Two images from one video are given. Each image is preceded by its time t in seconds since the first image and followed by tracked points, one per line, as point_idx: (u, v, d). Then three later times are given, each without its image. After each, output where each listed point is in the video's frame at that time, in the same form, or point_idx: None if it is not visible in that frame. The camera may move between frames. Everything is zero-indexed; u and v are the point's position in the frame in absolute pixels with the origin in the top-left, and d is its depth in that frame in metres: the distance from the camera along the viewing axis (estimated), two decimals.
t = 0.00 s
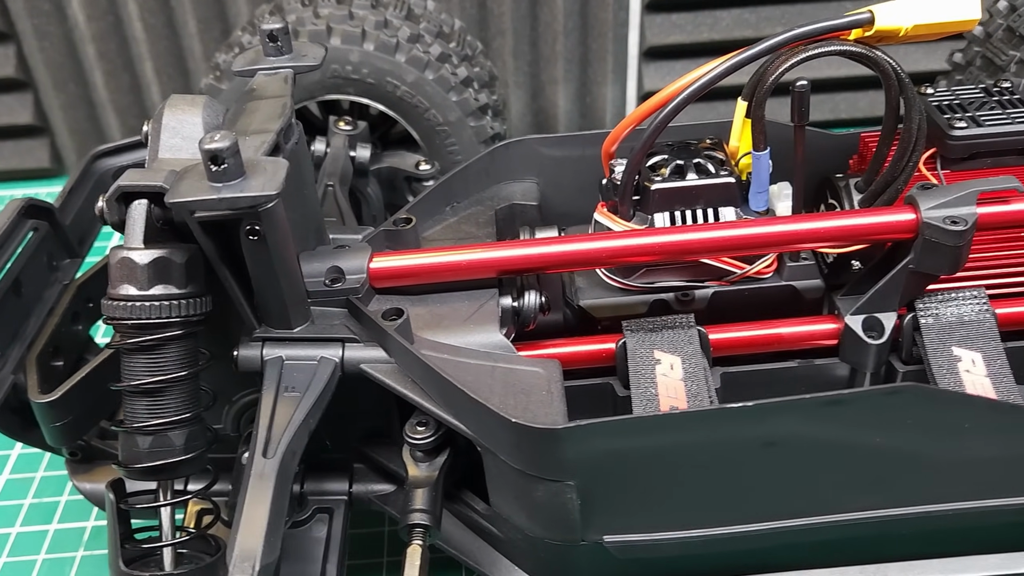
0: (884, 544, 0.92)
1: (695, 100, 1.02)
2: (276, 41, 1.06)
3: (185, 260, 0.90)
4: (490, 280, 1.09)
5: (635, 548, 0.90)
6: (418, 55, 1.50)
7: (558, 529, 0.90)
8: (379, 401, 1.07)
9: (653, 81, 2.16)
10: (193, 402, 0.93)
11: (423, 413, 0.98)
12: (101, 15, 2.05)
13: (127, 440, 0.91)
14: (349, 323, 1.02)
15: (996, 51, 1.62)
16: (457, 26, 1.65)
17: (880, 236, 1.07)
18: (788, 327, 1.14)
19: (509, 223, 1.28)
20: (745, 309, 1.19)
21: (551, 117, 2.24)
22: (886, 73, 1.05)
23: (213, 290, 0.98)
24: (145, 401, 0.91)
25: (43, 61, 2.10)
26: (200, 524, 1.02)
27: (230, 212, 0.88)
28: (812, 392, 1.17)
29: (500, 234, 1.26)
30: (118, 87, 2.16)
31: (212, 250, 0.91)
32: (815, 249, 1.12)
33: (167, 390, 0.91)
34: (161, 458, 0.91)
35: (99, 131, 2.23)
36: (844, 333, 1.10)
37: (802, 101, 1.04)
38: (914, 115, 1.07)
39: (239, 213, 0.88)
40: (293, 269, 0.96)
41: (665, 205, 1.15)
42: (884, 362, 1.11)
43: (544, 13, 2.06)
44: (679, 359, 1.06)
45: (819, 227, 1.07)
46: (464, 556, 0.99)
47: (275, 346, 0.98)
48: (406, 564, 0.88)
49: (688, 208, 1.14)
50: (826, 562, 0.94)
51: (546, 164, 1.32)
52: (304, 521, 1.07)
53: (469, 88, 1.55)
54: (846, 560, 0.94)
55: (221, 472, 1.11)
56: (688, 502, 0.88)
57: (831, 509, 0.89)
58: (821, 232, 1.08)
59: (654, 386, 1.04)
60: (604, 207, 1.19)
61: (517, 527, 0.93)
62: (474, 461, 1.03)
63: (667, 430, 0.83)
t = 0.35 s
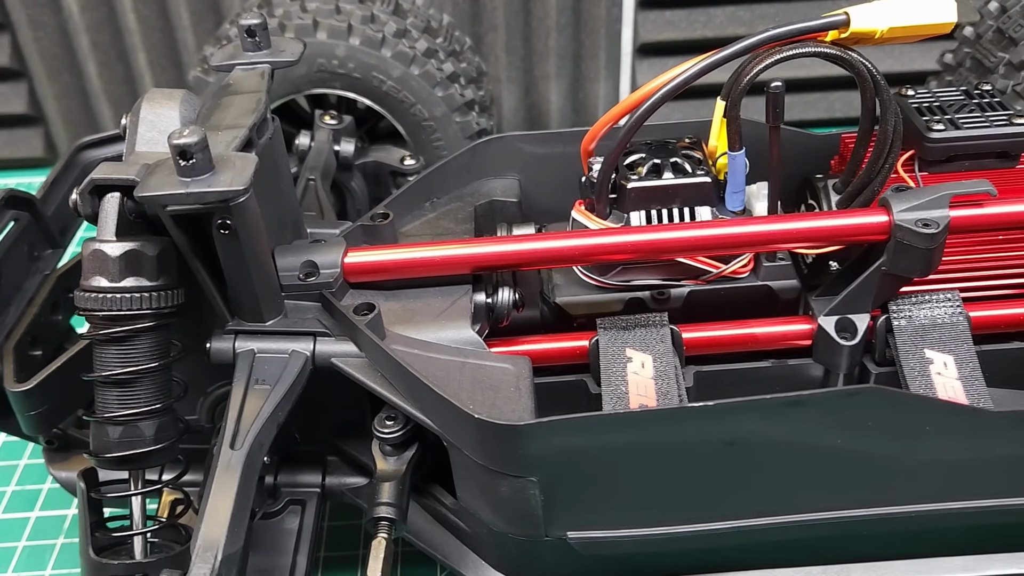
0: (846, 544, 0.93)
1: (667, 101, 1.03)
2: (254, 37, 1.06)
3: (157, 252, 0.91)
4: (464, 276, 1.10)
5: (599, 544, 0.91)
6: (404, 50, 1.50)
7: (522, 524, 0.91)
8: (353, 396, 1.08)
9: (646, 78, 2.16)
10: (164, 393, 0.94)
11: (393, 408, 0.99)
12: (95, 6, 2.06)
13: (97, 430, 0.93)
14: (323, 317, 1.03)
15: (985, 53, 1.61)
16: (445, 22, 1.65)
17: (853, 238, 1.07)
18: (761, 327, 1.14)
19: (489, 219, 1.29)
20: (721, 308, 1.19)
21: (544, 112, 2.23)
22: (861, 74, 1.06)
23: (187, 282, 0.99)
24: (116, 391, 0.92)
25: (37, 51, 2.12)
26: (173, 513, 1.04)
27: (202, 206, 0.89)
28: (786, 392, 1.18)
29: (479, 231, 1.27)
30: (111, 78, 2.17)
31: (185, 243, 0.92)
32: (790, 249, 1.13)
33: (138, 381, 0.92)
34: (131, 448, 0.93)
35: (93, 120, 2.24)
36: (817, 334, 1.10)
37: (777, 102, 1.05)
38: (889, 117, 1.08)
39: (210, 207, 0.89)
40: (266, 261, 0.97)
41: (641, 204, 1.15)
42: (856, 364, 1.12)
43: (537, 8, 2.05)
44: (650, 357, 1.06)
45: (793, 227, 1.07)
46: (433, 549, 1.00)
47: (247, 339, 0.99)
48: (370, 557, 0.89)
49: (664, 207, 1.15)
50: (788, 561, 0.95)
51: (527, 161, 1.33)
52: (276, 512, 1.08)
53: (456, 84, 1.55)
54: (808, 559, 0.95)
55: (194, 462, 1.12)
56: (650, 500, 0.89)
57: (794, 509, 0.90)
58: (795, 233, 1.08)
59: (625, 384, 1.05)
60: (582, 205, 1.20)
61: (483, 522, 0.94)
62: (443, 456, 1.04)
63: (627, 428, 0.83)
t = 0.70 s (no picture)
0: (813, 542, 0.94)
1: (640, 101, 1.04)
2: (232, 29, 1.06)
3: (129, 242, 0.91)
4: (440, 270, 1.10)
5: (565, 539, 0.92)
6: (390, 44, 1.50)
7: (489, 518, 0.91)
8: (328, 388, 1.09)
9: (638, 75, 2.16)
10: (136, 382, 0.95)
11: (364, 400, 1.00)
12: None
13: (68, 418, 0.93)
14: (297, 309, 1.04)
15: (974, 54, 1.60)
16: (434, 17, 1.65)
17: (830, 237, 1.07)
18: (738, 325, 1.14)
19: (469, 214, 1.28)
20: (699, 305, 1.20)
21: (535, 109, 2.23)
22: (839, 73, 1.06)
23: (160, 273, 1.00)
24: (87, 380, 0.93)
25: (30, 43, 2.13)
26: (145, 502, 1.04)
27: (174, 197, 0.90)
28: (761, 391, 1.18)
29: (459, 226, 1.27)
30: (104, 70, 2.18)
31: (158, 233, 0.93)
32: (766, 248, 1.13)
33: (110, 370, 0.93)
34: (101, 436, 0.93)
35: (86, 112, 2.25)
36: (792, 333, 1.10)
37: (754, 101, 1.05)
38: (867, 115, 1.08)
39: (182, 198, 0.90)
40: (242, 248, 0.99)
41: (619, 200, 1.15)
42: (832, 363, 1.12)
43: (529, 5, 2.05)
44: (623, 353, 1.07)
45: (768, 226, 1.07)
46: (403, 542, 1.00)
47: (220, 330, 1.00)
48: (337, 547, 0.90)
49: (641, 204, 1.15)
50: (755, 558, 0.95)
51: (509, 157, 1.33)
52: (250, 503, 1.09)
53: (441, 79, 1.55)
54: (776, 557, 0.96)
55: (168, 453, 1.12)
56: (616, 495, 0.89)
57: (760, 507, 0.91)
58: (770, 231, 1.08)
59: (598, 380, 1.05)
60: (561, 201, 1.20)
61: (451, 515, 0.95)
62: (416, 449, 1.05)
63: (591, 422, 0.84)
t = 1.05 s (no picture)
0: (779, 540, 0.93)
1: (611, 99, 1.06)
2: (207, 21, 1.06)
3: (96, 233, 0.91)
4: (413, 264, 1.10)
5: (529, 534, 0.92)
6: (373, 39, 1.50)
7: (454, 512, 0.91)
8: (300, 380, 1.09)
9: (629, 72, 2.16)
10: (103, 372, 0.95)
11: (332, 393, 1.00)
12: None
13: (35, 408, 0.93)
14: (269, 301, 1.04)
15: (963, 53, 1.59)
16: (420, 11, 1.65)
17: (804, 234, 1.07)
18: (712, 322, 1.14)
19: (448, 208, 1.28)
20: (675, 302, 1.19)
21: (526, 106, 2.22)
22: (814, 70, 1.05)
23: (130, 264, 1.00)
24: (55, 369, 0.93)
25: (22, 36, 2.13)
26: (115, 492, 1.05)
27: (142, 187, 0.90)
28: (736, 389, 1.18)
29: (437, 220, 1.27)
30: (96, 64, 2.19)
31: (126, 224, 0.93)
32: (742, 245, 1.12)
33: (77, 360, 0.93)
34: (67, 426, 0.93)
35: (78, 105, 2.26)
36: (766, 331, 1.10)
37: (728, 97, 1.05)
38: (843, 113, 1.07)
39: (150, 188, 0.90)
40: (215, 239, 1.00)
41: (594, 196, 1.15)
42: (806, 361, 1.11)
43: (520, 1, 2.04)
44: (595, 349, 1.07)
45: (742, 223, 1.07)
46: (371, 535, 1.00)
47: (190, 321, 1.00)
48: (300, 540, 0.90)
49: (617, 200, 1.15)
50: (721, 556, 0.95)
51: (489, 152, 1.33)
52: (222, 494, 1.09)
53: (426, 74, 1.55)
54: (742, 554, 0.95)
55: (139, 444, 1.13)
56: (580, 491, 0.89)
57: (725, 504, 0.90)
58: (743, 229, 1.08)
59: (569, 375, 1.05)
60: (537, 196, 1.20)
61: (416, 509, 0.95)
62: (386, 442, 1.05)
63: (553, 418, 0.83)
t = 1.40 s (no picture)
0: (740, 540, 0.93)
1: (581, 97, 1.05)
2: (177, 15, 1.06)
3: (60, 226, 0.91)
4: (383, 261, 1.10)
5: (489, 532, 0.92)
6: (355, 34, 1.48)
7: (414, 509, 0.91)
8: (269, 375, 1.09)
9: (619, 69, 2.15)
10: (67, 365, 0.95)
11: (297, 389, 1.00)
12: None
13: None
14: (237, 297, 1.04)
15: (948, 52, 1.58)
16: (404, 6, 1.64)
17: (774, 234, 1.06)
18: (683, 321, 1.13)
19: (423, 205, 1.27)
20: (649, 300, 1.19)
21: (517, 102, 2.18)
22: (786, 69, 1.05)
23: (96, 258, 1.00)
24: (18, 362, 0.93)
25: (12, 28, 2.13)
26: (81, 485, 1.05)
27: (104, 181, 0.90)
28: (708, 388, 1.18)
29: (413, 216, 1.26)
30: (87, 57, 2.19)
31: (91, 219, 0.93)
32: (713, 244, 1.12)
33: (40, 353, 0.93)
34: (30, 419, 0.93)
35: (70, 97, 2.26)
36: (737, 331, 1.09)
37: (699, 96, 1.04)
38: (815, 112, 1.06)
39: (114, 182, 0.90)
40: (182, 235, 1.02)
41: (567, 193, 1.14)
42: (776, 362, 1.11)
43: None
44: (563, 347, 1.06)
45: (711, 222, 1.06)
46: (336, 530, 1.01)
47: (156, 316, 1.01)
48: (259, 536, 0.90)
49: (589, 197, 1.14)
50: (683, 556, 0.95)
51: (467, 148, 1.32)
52: (190, 488, 1.09)
53: (408, 69, 1.54)
54: (704, 554, 0.95)
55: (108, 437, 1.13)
56: (539, 489, 0.89)
57: (685, 504, 0.90)
58: (713, 228, 1.07)
59: (535, 373, 1.04)
60: (511, 194, 1.19)
61: (378, 506, 0.95)
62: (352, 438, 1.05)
63: (510, 416, 0.83)
